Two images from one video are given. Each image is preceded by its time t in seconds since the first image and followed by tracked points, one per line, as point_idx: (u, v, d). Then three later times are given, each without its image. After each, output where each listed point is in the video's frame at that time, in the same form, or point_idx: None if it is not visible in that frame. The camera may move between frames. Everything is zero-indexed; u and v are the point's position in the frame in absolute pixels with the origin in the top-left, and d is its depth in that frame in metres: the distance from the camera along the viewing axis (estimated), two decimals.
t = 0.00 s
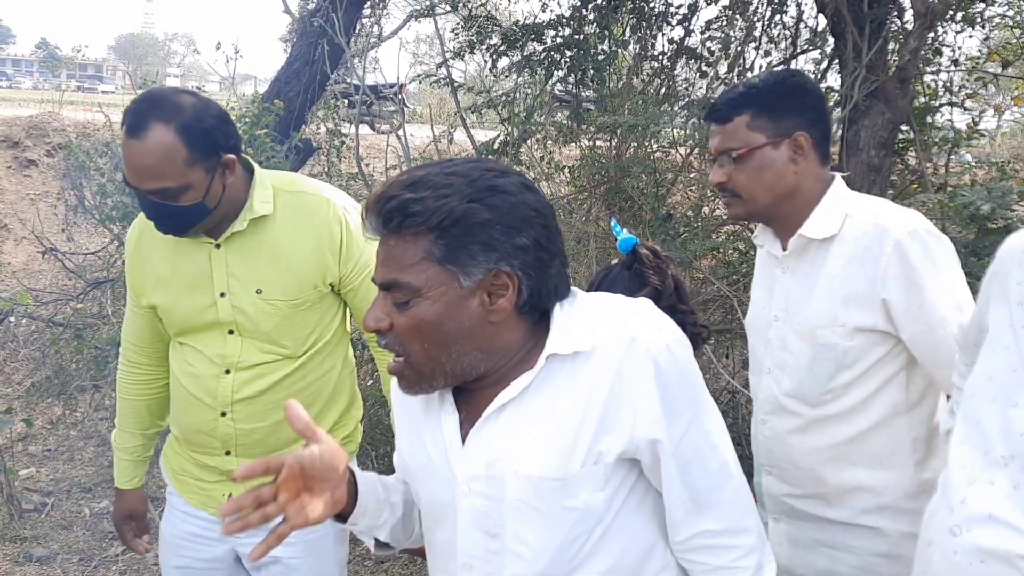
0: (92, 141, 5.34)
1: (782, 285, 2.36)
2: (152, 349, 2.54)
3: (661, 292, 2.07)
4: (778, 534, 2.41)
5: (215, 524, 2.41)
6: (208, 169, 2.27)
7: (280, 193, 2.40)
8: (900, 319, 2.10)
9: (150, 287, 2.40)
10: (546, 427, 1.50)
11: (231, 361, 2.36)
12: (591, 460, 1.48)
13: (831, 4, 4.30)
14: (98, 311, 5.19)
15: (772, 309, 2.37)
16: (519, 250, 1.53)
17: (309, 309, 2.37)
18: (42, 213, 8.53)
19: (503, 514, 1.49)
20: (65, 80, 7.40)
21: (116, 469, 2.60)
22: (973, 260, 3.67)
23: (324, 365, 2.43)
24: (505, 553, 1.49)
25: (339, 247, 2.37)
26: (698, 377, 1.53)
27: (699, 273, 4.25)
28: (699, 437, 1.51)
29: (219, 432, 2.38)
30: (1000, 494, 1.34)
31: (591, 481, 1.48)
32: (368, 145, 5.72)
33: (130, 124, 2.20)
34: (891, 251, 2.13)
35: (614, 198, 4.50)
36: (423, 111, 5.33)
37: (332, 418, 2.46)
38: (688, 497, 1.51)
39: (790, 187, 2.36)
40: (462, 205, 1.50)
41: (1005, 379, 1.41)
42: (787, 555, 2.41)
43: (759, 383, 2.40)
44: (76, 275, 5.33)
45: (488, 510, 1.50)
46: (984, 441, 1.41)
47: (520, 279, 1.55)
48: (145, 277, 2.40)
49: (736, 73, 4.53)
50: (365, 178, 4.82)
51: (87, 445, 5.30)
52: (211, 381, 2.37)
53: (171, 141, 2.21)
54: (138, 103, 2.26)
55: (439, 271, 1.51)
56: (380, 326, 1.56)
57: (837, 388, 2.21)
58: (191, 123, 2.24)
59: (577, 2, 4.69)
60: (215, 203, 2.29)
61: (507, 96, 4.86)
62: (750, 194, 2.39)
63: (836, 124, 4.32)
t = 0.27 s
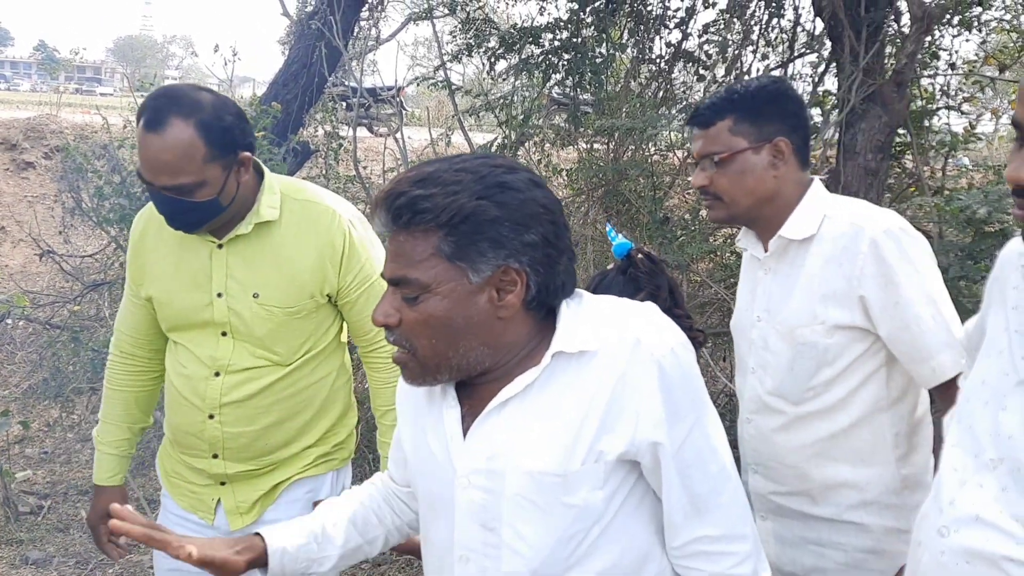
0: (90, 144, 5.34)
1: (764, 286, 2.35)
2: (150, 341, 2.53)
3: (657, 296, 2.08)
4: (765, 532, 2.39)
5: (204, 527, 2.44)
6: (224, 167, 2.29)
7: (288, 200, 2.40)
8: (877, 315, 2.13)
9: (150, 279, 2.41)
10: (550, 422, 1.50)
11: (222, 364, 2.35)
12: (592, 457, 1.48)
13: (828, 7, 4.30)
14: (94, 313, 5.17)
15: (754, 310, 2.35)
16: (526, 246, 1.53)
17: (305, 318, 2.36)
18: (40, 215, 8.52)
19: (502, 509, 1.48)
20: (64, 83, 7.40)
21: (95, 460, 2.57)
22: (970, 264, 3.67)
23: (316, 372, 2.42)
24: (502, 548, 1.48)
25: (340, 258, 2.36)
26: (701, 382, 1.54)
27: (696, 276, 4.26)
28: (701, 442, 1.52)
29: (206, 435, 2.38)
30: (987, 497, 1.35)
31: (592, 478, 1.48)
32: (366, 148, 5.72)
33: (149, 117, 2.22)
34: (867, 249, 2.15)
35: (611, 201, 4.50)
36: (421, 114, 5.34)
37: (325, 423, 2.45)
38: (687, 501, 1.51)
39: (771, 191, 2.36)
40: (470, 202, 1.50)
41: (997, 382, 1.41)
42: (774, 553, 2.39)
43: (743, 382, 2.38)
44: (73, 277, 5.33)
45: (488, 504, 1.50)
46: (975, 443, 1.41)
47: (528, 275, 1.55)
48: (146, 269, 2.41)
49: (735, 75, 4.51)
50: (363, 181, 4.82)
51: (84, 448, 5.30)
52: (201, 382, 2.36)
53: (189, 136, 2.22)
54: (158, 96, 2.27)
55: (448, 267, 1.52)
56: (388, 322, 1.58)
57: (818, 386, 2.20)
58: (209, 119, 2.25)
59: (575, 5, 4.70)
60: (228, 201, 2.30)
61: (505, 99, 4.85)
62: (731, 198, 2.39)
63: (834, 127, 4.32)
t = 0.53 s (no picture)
0: (88, 146, 5.33)
1: (753, 288, 2.34)
2: (143, 339, 2.52)
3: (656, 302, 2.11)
4: (756, 532, 2.37)
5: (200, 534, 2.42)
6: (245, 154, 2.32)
7: (301, 199, 2.42)
8: (862, 318, 2.12)
9: (152, 272, 2.41)
10: (553, 417, 1.51)
11: (223, 361, 2.35)
12: (594, 454, 1.48)
13: (825, 10, 4.28)
14: (92, 315, 5.17)
15: (742, 312, 2.35)
16: (540, 239, 1.56)
17: (311, 316, 2.37)
18: (37, 217, 8.50)
19: (502, 501, 1.49)
20: (60, 85, 7.39)
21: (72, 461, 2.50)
22: (967, 266, 3.67)
23: (315, 375, 2.42)
24: (500, 540, 1.49)
25: (350, 259, 2.39)
26: (704, 385, 1.55)
27: (694, 278, 4.27)
28: (702, 445, 1.52)
29: (203, 434, 2.37)
30: (973, 496, 1.35)
31: (592, 474, 1.48)
32: (364, 150, 5.73)
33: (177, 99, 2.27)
34: (853, 253, 2.14)
35: (608, 204, 4.49)
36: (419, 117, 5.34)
37: (323, 427, 2.45)
38: (686, 503, 1.51)
39: (761, 194, 2.37)
40: (486, 193, 1.52)
41: (987, 383, 1.41)
42: (764, 549, 2.38)
43: (731, 383, 2.38)
44: (70, 279, 5.33)
45: (488, 496, 1.50)
46: (965, 445, 1.41)
47: (539, 268, 1.58)
48: (149, 262, 2.41)
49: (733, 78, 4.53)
50: (361, 183, 4.82)
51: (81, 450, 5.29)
52: (201, 380, 2.36)
53: (214, 119, 2.27)
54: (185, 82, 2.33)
55: (461, 257, 1.54)
56: (397, 311, 1.59)
57: (805, 387, 2.20)
58: (235, 105, 2.30)
59: (572, 8, 4.70)
60: (245, 188, 2.33)
61: (503, 101, 4.83)
62: (722, 201, 2.39)
63: (831, 129, 4.34)
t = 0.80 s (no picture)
0: (86, 148, 5.32)
1: (750, 290, 2.35)
2: (150, 340, 2.53)
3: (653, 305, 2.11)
4: (750, 533, 2.38)
5: (204, 540, 2.42)
6: (263, 151, 2.35)
7: (312, 203, 2.44)
8: (859, 322, 2.12)
9: (160, 271, 2.41)
10: (559, 415, 1.53)
11: (229, 362, 2.35)
12: (598, 451, 1.50)
13: (824, 13, 4.28)
14: (90, 318, 5.17)
15: (739, 313, 2.35)
16: (544, 238, 1.58)
17: (318, 318, 2.38)
18: (36, 220, 8.49)
19: (508, 499, 1.50)
20: (59, 89, 7.39)
21: (88, 464, 2.51)
22: (964, 269, 3.68)
23: (321, 377, 2.42)
24: (505, 538, 1.50)
25: (359, 262, 2.41)
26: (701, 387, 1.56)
27: (692, 280, 4.28)
28: (702, 443, 1.54)
29: (208, 435, 2.36)
30: (964, 497, 1.35)
31: (596, 472, 1.50)
32: (362, 153, 5.73)
33: (199, 92, 2.29)
34: (852, 257, 2.14)
35: (606, 207, 4.45)
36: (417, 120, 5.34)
37: (326, 430, 2.45)
38: (686, 502, 1.52)
39: (762, 196, 2.37)
40: (493, 191, 1.53)
41: (982, 385, 1.41)
42: (757, 552, 2.39)
43: (726, 385, 2.39)
44: (69, 282, 5.32)
45: (494, 494, 1.51)
46: (960, 446, 1.41)
47: (542, 266, 1.60)
48: (157, 261, 2.41)
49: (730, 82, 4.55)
50: (359, 186, 4.82)
51: (79, 453, 5.28)
52: (207, 381, 2.36)
53: (236, 114, 2.30)
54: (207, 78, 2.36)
55: (466, 254, 1.55)
56: (400, 308, 1.59)
57: (800, 390, 2.20)
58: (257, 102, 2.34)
59: (571, 11, 4.71)
60: (262, 185, 2.35)
61: (500, 104, 4.82)
62: (722, 203, 2.40)
63: (829, 132, 4.35)
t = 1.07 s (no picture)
0: (85, 151, 5.32)
1: (753, 290, 2.35)
2: (164, 339, 2.52)
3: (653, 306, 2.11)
4: (745, 534, 2.38)
5: (211, 543, 2.42)
6: (277, 153, 2.36)
7: (322, 207, 2.45)
8: (864, 329, 2.11)
9: (171, 271, 2.41)
10: (568, 411, 1.56)
11: (235, 365, 2.35)
12: (607, 448, 1.54)
13: (822, 16, 4.31)
14: (89, 321, 5.17)
15: (743, 313, 2.35)
16: (552, 235, 1.60)
17: (325, 321, 2.38)
18: (35, 222, 8.48)
19: (518, 494, 1.52)
20: (58, 92, 7.39)
21: (105, 459, 2.53)
22: (962, 272, 3.68)
23: (328, 381, 2.42)
24: (515, 533, 1.51)
25: (367, 265, 2.41)
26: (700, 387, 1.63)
27: (691, 283, 4.28)
28: (702, 440, 1.61)
29: (214, 438, 2.37)
30: (962, 498, 1.35)
31: (604, 468, 1.54)
32: (361, 155, 5.73)
33: (215, 93, 2.30)
34: (860, 263, 2.13)
35: (605, 210, 4.47)
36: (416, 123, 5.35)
37: (333, 434, 2.44)
38: (688, 498, 1.58)
39: (772, 195, 2.37)
40: (502, 187, 1.55)
41: (983, 386, 1.40)
42: (752, 553, 2.39)
43: (726, 384, 2.39)
44: (68, 285, 5.32)
45: (504, 489, 1.53)
46: (959, 448, 1.41)
47: (550, 263, 1.62)
48: (168, 261, 2.42)
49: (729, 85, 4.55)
50: (358, 189, 4.82)
51: (78, 456, 5.28)
52: (213, 384, 2.36)
53: (251, 116, 2.31)
54: (223, 80, 2.37)
55: (476, 251, 1.56)
56: (407, 306, 1.59)
57: (800, 395, 2.20)
58: (272, 104, 2.34)
59: (570, 14, 4.71)
60: (273, 187, 2.36)
61: (500, 107, 4.83)
62: (732, 201, 2.40)
63: (827, 135, 4.36)
